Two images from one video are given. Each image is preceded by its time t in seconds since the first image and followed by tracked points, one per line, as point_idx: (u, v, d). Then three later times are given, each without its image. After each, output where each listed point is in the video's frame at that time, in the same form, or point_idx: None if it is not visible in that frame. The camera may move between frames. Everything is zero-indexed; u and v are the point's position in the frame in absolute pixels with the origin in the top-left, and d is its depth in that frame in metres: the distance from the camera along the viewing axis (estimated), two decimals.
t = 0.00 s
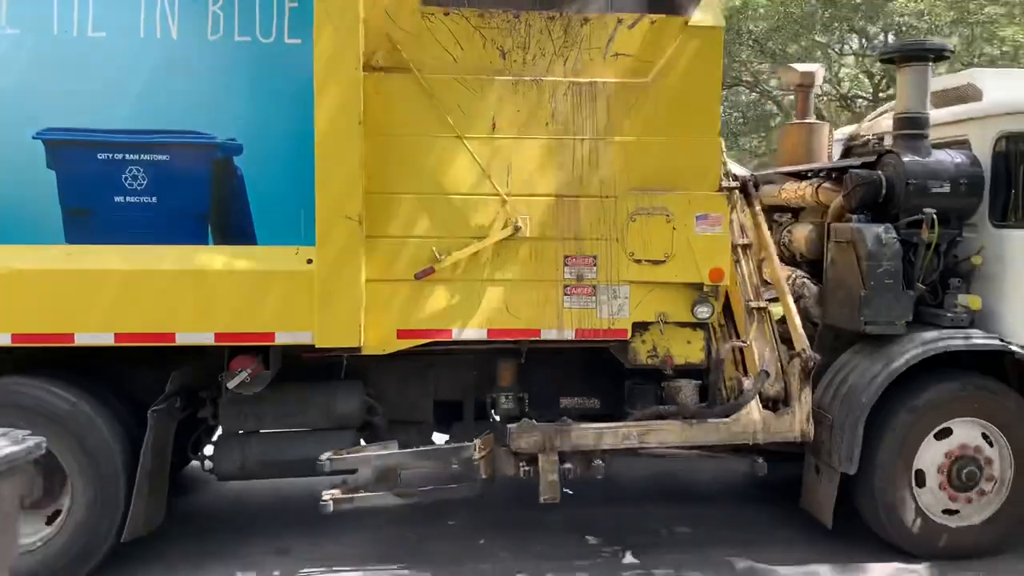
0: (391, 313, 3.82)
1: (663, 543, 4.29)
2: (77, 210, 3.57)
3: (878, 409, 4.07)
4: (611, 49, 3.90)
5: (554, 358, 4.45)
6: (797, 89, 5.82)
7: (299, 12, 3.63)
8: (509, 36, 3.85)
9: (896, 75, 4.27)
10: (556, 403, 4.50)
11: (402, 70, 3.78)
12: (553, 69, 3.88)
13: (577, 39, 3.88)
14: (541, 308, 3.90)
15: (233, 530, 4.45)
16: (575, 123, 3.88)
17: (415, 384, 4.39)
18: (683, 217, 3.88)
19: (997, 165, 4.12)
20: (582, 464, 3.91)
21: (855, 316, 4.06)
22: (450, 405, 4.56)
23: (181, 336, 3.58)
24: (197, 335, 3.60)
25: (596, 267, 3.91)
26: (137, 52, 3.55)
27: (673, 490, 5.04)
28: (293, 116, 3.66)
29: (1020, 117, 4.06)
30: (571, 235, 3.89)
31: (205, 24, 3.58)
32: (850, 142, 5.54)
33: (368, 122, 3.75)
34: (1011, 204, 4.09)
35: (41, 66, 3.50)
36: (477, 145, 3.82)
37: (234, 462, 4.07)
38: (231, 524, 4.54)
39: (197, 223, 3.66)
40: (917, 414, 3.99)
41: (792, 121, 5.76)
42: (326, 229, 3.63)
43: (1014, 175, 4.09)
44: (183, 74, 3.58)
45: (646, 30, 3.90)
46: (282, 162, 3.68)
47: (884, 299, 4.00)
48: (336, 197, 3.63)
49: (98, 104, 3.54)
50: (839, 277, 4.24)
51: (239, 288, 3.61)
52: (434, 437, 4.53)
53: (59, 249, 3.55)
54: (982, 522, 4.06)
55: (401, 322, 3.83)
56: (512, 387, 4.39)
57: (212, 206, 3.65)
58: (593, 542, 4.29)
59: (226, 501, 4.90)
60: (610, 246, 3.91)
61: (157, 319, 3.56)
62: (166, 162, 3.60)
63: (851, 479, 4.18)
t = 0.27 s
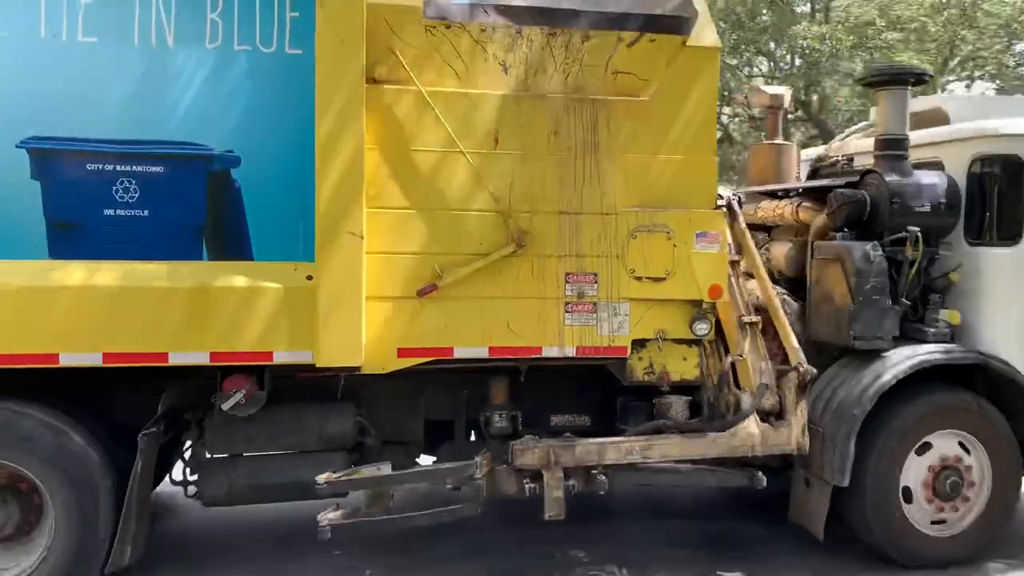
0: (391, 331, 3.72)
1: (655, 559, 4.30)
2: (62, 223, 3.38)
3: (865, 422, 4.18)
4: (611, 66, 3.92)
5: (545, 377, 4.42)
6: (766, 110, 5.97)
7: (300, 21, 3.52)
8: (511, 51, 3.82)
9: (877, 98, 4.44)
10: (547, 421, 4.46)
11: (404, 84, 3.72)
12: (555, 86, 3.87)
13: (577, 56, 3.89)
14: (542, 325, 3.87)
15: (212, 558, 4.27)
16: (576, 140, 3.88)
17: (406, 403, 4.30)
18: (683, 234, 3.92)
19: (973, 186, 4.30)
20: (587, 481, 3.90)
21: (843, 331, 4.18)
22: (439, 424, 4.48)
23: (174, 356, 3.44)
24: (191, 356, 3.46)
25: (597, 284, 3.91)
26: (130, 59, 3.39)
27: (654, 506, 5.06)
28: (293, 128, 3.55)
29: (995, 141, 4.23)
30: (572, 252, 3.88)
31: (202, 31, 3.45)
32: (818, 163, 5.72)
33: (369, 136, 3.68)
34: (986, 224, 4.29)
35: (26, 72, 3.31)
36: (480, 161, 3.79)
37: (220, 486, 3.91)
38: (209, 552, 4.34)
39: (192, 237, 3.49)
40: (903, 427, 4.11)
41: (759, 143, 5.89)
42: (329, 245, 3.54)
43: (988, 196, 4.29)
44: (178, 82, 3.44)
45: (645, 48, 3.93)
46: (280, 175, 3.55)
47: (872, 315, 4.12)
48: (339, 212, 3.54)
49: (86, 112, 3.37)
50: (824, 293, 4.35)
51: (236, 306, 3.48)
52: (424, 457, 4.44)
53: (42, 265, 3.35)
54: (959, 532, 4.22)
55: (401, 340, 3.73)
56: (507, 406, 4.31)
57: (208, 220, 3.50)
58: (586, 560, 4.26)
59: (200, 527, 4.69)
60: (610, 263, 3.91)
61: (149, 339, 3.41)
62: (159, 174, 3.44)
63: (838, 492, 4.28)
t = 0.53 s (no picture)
0: (394, 342, 3.68)
1: (644, 562, 4.39)
2: (53, 235, 3.21)
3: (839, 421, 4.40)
4: (602, 79, 4.02)
5: (530, 387, 4.41)
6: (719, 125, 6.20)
7: (303, 30, 3.48)
8: (508, 64, 3.87)
9: (840, 114, 4.70)
10: (533, 429, 4.48)
11: (404, 94, 3.70)
12: (550, 98, 3.94)
13: (571, 69, 3.97)
14: (541, 333, 3.92)
15: None
16: (571, 151, 3.96)
17: (396, 416, 4.25)
18: (674, 242, 4.05)
19: (929, 197, 4.62)
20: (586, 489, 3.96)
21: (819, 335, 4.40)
22: (426, 437, 4.45)
23: (175, 372, 3.29)
24: (192, 371, 3.31)
25: (592, 292, 3.98)
26: (126, 63, 3.26)
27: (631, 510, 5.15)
28: (296, 137, 3.48)
29: (949, 155, 4.55)
30: (569, 260, 3.94)
31: (202, 37, 3.36)
32: (769, 175, 5.98)
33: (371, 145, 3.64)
34: (942, 232, 4.61)
35: (15, 77, 3.14)
36: (480, 171, 3.81)
37: (212, 508, 3.77)
38: None
39: (192, 249, 3.38)
40: (875, 425, 4.36)
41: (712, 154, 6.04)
42: (334, 255, 3.47)
43: (942, 207, 4.61)
44: (178, 89, 3.33)
45: (634, 63, 4.05)
46: (283, 185, 3.48)
47: (845, 319, 4.37)
48: (345, 222, 3.49)
49: (80, 118, 3.21)
50: (797, 299, 4.55)
51: (239, 320, 3.36)
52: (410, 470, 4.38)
53: (32, 279, 3.17)
54: (925, 522, 4.49)
55: (404, 351, 3.70)
56: (497, 416, 4.29)
57: (209, 231, 3.40)
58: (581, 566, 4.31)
59: (173, 552, 4.49)
60: (604, 271, 4.00)
61: (149, 355, 3.24)
62: (157, 182, 3.32)
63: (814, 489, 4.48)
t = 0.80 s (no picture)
0: (416, 356, 3.72)
1: (643, 565, 4.55)
2: (83, 254, 3.13)
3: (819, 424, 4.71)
4: (605, 102, 4.21)
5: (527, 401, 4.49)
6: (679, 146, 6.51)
7: (330, 49, 3.52)
8: (519, 86, 4.01)
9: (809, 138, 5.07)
10: (531, 441, 4.58)
11: (425, 113, 3.78)
12: (558, 119, 4.10)
13: (577, 92, 4.14)
14: (553, 345, 4.05)
15: None
16: (578, 170, 4.13)
17: (404, 432, 4.29)
18: (675, 257, 4.27)
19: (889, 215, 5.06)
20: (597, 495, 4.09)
21: (800, 343, 4.70)
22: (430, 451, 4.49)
23: (209, 392, 3.26)
24: (227, 391, 3.29)
25: (600, 305, 4.14)
26: (158, 80, 3.23)
27: (615, 516, 5.31)
28: (324, 155, 3.51)
29: (907, 176, 4.98)
30: (578, 275, 4.09)
31: (233, 54, 3.35)
32: (728, 194, 6.32)
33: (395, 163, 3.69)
34: (901, 246, 5.06)
35: (46, 91, 3.06)
36: (496, 188, 3.92)
37: (230, 530, 3.67)
38: None
39: (222, 267, 3.35)
40: (852, 426, 4.69)
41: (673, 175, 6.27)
42: (364, 271, 3.51)
43: (901, 224, 5.05)
44: (209, 106, 3.31)
45: (633, 87, 4.26)
46: (312, 203, 3.50)
47: (823, 327, 4.69)
48: (374, 239, 3.53)
49: (111, 135, 3.16)
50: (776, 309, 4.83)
51: (272, 338, 3.35)
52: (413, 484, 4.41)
53: (62, 298, 3.09)
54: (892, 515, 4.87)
55: (426, 366, 3.75)
56: (501, 428, 4.38)
57: (239, 248, 3.38)
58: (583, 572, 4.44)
59: None
60: (611, 285, 4.17)
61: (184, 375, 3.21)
62: (189, 200, 3.28)
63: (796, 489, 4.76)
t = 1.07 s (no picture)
0: (461, 359, 3.93)
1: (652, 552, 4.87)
2: (162, 261, 3.24)
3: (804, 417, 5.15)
4: (622, 120, 4.53)
5: (544, 400, 4.74)
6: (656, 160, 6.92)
7: (386, 68, 3.71)
8: (548, 104, 4.28)
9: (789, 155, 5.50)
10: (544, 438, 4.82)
11: (467, 129, 4.01)
12: (582, 135, 4.40)
13: (597, 111, 4.44)
14: (579, 347, 4.33)
15: None
16: (600, 184, 4.43)
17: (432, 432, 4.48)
18: (685, 264, 4.65)
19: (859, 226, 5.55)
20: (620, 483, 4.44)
21: (786, 344, 5.16)
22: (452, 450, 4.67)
23: (278, 393, 3.41)
24: (295, 392, 3.44)
25: (619, 309, 4.45)
26: (231, 94, 3.36)
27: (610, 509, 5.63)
28: (381, 168, 3.70)
29: (875, 191, 5.50)
30: (600, 281, 4.39)
31: (299, 70, 3.52)
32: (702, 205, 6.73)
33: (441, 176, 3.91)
34: (869, 256, 5.54)
35: (129, 103, 3.17)
36: (529, 200, 4.18)
37: (282, 528, 3.79)
38: None
39: (288, 273, 3.50)
40: (832, 419, 5.17)
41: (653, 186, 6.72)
42: (419, 277, 3.73)
43: (869, 235, 5.53)
44: (278, 119, 3.46)
45: (646, 106, 4.60)
46: (370, 213, 3.68)
47: (807, 327, 5.17)
48: (427, 247, 3.75)
49: (189, 146, 3.28)
50: (765, 314, 5.25)
51: (336, 341, 3.52)
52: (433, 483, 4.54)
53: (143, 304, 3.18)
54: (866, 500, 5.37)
55: (469, 368, 3.96)
56: (522, 426, 4.60)
57: (305, 256, 3.54)
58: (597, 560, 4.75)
59: None
60: (628, 291, 4.49)
61: (257, 377, 3.35)
62: (261, 209, 3.42)
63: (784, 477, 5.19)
